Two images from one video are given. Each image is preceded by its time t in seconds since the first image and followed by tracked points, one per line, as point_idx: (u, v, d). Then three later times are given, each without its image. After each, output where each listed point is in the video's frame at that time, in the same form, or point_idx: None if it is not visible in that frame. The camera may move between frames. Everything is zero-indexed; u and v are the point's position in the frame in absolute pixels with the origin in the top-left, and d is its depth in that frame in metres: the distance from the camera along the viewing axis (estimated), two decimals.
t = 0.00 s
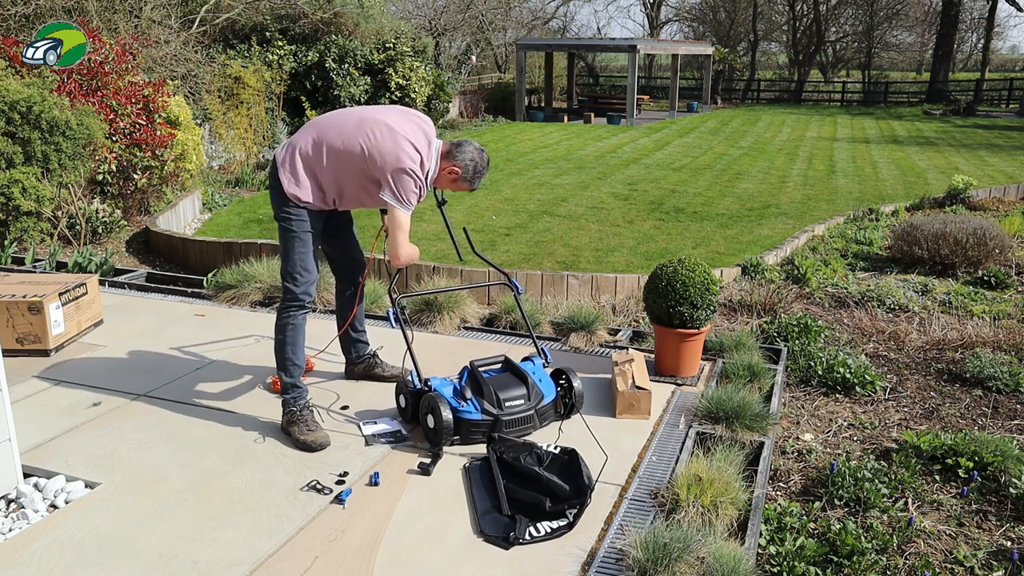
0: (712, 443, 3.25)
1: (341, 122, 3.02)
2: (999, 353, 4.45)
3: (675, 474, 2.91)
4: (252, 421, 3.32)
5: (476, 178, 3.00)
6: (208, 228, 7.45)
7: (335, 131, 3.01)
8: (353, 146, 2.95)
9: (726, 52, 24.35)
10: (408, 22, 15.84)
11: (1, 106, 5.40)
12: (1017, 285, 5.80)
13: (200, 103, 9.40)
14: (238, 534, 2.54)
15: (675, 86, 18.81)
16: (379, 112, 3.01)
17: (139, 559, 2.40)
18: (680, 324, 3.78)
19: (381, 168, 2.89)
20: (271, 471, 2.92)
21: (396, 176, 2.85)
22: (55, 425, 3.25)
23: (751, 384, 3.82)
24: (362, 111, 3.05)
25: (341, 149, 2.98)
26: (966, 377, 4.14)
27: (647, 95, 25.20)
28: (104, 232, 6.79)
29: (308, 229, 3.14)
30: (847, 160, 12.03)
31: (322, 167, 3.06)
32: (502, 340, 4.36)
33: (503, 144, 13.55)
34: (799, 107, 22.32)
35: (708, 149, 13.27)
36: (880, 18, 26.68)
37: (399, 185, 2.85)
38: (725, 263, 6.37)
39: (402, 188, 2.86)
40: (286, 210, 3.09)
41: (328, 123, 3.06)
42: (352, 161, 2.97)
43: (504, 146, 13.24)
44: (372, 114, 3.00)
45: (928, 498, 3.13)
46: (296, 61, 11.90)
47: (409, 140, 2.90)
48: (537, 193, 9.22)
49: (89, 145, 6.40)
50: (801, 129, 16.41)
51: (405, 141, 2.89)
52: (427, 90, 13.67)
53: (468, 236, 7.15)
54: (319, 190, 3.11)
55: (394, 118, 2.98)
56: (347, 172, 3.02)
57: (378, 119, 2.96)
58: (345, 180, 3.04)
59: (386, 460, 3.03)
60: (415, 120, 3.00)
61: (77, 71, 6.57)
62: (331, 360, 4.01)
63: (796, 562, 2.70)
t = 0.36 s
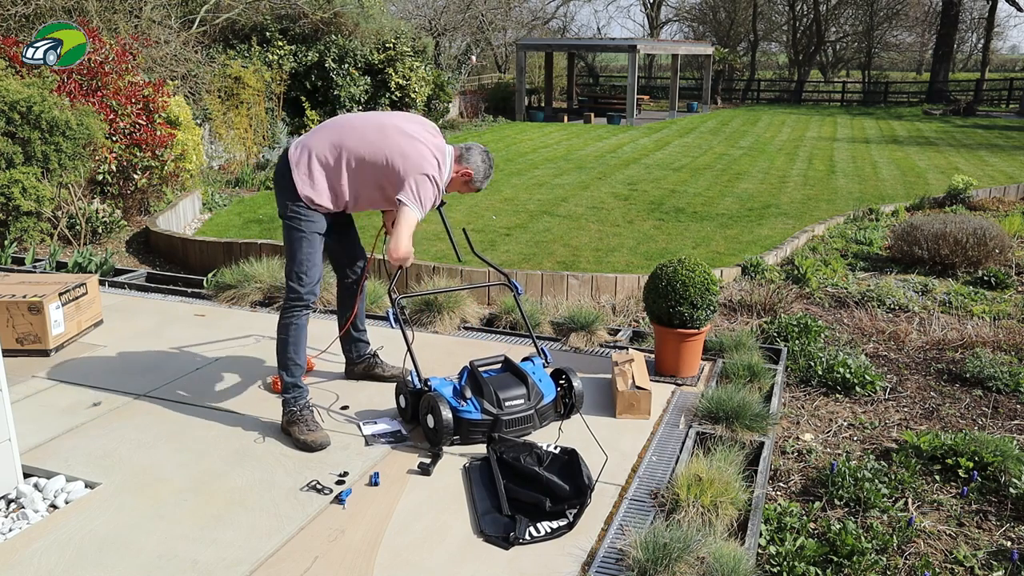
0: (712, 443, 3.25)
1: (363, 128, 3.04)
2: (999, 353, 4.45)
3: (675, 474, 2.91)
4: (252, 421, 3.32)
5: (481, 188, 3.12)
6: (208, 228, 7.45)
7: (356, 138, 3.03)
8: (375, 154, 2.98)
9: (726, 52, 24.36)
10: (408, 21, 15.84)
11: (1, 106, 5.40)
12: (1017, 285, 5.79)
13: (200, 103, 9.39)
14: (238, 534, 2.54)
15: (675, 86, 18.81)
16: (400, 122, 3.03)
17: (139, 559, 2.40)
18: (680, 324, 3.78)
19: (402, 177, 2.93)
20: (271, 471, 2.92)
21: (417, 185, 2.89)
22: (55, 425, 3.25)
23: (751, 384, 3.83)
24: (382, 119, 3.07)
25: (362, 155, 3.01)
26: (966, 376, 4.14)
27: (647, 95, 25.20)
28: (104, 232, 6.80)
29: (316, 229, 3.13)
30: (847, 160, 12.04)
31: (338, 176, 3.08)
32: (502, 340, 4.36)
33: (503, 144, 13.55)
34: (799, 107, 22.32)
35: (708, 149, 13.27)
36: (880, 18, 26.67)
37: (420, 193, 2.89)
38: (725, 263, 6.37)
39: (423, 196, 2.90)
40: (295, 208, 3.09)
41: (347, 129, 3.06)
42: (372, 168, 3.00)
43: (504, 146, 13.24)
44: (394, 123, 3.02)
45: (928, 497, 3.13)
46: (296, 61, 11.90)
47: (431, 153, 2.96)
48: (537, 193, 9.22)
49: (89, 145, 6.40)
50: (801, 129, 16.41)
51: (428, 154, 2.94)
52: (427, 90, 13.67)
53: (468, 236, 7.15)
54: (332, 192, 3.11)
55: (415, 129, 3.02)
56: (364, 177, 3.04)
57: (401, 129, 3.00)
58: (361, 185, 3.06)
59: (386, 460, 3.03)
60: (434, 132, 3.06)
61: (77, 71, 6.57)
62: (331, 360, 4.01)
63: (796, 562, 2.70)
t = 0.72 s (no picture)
0: (712, 443, 3.25)
1: (328, 132, 2.97)
2: (999, 353, 4.45)
3: (675, 474, 2.91)
4: (252, 421, 3.32)
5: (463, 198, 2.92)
6: (208, 228, 7.45)
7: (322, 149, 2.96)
8: (334, 159, 2.90)
9: (726, 52, 24.36)
10: (408, 21, 15.82)
11: (1, 106, 5.41)
12: (1017, 285, 5.79)
13: (200, 103, 9.39)
14: (238, 534, 2.54)
15: (675, 86, 18.81)
16: (364, 125, 2.94)
17: (139, 559, 2.40)
18: (680, 324, 3.78)
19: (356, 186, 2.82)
20: (271, 471, 2.92)
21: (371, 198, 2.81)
22: (55, 425, 3.25)
23: (751, 384, 3.82)
24: (349, 123, 2.99)
25: (324, 161, 2.94)
26: (966, 377, 4.14)
27: (647, 95, 25.20)
28: (104, 232, 6.80)
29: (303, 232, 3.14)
30: (847, 160, 12.03)
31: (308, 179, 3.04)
32: (502, 341, 4.36)
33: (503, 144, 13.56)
34: (799, 107, 22.32)
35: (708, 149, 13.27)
36: (880, 19, 26.67)
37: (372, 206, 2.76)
38: (725, 263, 6.37)
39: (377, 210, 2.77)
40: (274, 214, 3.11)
41: (316, 134, 3.01)
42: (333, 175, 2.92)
43: (504, 146, 13.24)
44: (357, 126, 2.93)
45: (928, 498, 3.13)
46: (296, 61, 11.91)
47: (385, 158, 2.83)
48: (537, 193, 9.22)
49: (89, 145, 6.40)
50: (801, 129, 16.41)
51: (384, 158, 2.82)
52: (427, 90, 13.68)
53: (468, 236, 7.15)
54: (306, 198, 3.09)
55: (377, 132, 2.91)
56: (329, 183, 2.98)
57: (362, 133, 2.89)
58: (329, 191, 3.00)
59: (386, 460, 3.03)
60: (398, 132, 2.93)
61: (77, 71, 6.57)
62: (330, 360, 4.01)
63: (796, 562, 2.70)
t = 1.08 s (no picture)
0: (712, 443, 3.25)
1: (310, 152, 2.97)
2: (999, 353, 4.45)
3: (675, 474, 2.91)
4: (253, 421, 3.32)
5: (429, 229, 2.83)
6: (208, 228, 7.45)
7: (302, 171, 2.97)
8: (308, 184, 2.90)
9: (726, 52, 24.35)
10: (408, 21, 15.81)
11: (1, 106, 5.41)
12: (1016, 285, 5.80)
13: (200, 103, 9.39)
14: (238, 534, 2.54)
15: (675, 86, 18.80)
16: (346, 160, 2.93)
17: (138, 559, 2.40)
18: (680, 324, 3.78)
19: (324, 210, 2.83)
20: (271, 471, 2.92)
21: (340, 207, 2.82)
22: (55, 425, 3.25)
23: (751, 384, 3.82)
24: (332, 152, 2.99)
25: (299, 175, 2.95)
26: (966, 377, 4.14)
27: (647, 95, 25.25)
28: (104, 232, 6.80)
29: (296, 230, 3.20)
30: (847, 160, 12.03)
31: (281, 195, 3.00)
32: (502, 341, 4.36)
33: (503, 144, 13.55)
34: (799, 107, 22.32)
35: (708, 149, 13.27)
36: (880, 19, 26.67)
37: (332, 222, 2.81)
38: (725, 263, 6.37)
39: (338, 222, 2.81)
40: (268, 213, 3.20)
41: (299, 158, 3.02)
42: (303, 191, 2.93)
43: (504, 146, 13.24)
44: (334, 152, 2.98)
45: (928, 498, 3.13)
46: (296, 61, 11.90)
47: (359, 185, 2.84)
48: (537, 193, 9.22)
49: (89, 145, 6.40)
50: (801, 129, 16.41)
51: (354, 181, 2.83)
52: (427, 90, 13.68)
53: (468, 236, 7.15)
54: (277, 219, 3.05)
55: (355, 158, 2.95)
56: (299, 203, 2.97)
57: (337, 157, 2.93)
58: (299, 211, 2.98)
59: (386, 460, 3.03)
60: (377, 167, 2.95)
61: (77, 71, 6.57)
62: (331, 360, 4.01)
63: (796, 562, 2.70)
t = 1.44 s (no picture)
0: (712, 443, 3.25)
1: (310, 117, 3.11)
2: (999, 353, 4.45)
3: (675, 474, 2.91)
4: (253, 421, 3.32)
5: (423, 180, 2.87)
6: (208, 228, 7.45)
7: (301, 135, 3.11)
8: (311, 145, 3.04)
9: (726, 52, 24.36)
10: (408, 21, 15.78)
11: (1, 106, 5.41)
12: (1016, 285, 5.80)
13: (200, 103, 9.39)
14: (239, 534, 2.54)
15: (675, 86, 18.80)
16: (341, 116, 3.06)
17: (139, 559, 2.40)
18: (680, 324, 3.79)
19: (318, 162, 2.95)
20: (272, 471, 2.92)
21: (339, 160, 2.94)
22: (55, 425, 3.25)
23: (751, 384, 3.83)
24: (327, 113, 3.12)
25: (302, 138, 3.08)
26: (966, 377, 4.14)
27: (647, 95, 25.23)
28: (104, 232, 6.80)
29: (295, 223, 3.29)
30: (847, 160, 12.03)
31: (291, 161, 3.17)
32: (503, 341, 4.36)
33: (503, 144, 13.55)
34: (799, 107, 22.32)
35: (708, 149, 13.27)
36: (880, 18, 26.67)
37: (326, 183, 2.92)
38: (725, 263, 6.37)
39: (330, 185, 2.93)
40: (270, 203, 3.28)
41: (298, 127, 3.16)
42: (307, 153, 3.07)
43: (504, 146, 13.24)
44: (335, 108, 3.10)
45: (928, 497, 3.13)
46: (296, 61, 11.90)
47: (356, 144, 2.95)
48: (537, 193, 9.22)
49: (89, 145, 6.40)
50: (801, 129, 16.41)
51: (347, 138, 2.94)
52: (427, 90, 13.69)
53: (468, 236, 7.15)
54: (293, 185, 3.22)
55: (354, 114, 3.05)
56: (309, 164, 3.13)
57: (335, 115, 3.05)
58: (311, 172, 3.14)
59: (386, 460, 3.03)
60: (375, 120, 3.04)
61: (77, 71, 6.57)
62: (331, 360, 4.01)
63: (796, 562, 2.70)
